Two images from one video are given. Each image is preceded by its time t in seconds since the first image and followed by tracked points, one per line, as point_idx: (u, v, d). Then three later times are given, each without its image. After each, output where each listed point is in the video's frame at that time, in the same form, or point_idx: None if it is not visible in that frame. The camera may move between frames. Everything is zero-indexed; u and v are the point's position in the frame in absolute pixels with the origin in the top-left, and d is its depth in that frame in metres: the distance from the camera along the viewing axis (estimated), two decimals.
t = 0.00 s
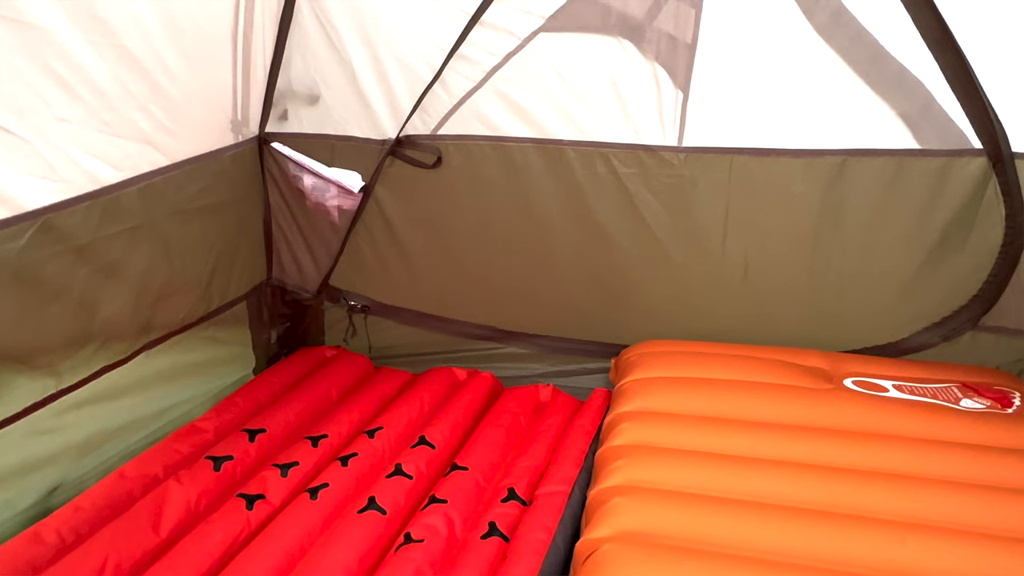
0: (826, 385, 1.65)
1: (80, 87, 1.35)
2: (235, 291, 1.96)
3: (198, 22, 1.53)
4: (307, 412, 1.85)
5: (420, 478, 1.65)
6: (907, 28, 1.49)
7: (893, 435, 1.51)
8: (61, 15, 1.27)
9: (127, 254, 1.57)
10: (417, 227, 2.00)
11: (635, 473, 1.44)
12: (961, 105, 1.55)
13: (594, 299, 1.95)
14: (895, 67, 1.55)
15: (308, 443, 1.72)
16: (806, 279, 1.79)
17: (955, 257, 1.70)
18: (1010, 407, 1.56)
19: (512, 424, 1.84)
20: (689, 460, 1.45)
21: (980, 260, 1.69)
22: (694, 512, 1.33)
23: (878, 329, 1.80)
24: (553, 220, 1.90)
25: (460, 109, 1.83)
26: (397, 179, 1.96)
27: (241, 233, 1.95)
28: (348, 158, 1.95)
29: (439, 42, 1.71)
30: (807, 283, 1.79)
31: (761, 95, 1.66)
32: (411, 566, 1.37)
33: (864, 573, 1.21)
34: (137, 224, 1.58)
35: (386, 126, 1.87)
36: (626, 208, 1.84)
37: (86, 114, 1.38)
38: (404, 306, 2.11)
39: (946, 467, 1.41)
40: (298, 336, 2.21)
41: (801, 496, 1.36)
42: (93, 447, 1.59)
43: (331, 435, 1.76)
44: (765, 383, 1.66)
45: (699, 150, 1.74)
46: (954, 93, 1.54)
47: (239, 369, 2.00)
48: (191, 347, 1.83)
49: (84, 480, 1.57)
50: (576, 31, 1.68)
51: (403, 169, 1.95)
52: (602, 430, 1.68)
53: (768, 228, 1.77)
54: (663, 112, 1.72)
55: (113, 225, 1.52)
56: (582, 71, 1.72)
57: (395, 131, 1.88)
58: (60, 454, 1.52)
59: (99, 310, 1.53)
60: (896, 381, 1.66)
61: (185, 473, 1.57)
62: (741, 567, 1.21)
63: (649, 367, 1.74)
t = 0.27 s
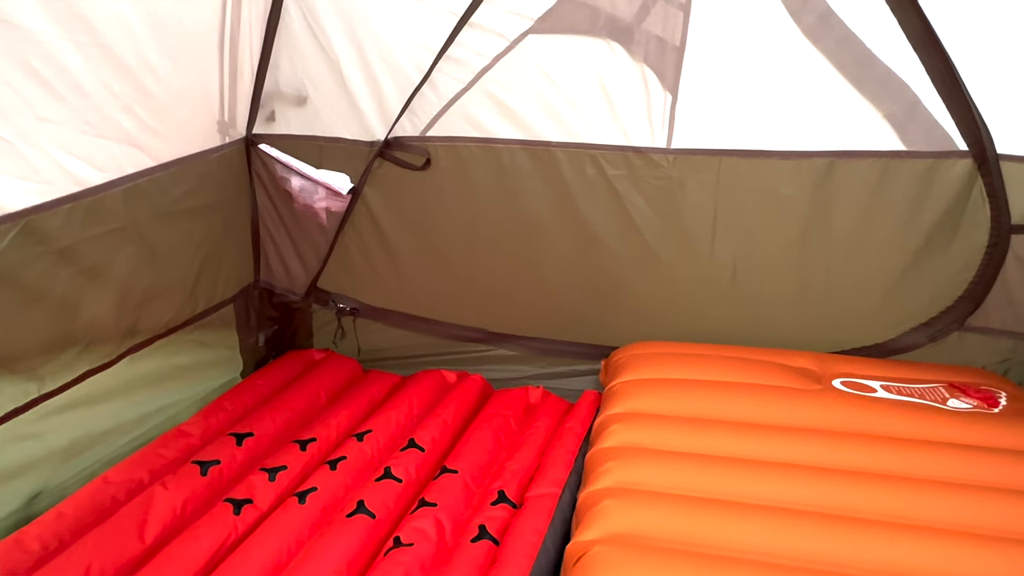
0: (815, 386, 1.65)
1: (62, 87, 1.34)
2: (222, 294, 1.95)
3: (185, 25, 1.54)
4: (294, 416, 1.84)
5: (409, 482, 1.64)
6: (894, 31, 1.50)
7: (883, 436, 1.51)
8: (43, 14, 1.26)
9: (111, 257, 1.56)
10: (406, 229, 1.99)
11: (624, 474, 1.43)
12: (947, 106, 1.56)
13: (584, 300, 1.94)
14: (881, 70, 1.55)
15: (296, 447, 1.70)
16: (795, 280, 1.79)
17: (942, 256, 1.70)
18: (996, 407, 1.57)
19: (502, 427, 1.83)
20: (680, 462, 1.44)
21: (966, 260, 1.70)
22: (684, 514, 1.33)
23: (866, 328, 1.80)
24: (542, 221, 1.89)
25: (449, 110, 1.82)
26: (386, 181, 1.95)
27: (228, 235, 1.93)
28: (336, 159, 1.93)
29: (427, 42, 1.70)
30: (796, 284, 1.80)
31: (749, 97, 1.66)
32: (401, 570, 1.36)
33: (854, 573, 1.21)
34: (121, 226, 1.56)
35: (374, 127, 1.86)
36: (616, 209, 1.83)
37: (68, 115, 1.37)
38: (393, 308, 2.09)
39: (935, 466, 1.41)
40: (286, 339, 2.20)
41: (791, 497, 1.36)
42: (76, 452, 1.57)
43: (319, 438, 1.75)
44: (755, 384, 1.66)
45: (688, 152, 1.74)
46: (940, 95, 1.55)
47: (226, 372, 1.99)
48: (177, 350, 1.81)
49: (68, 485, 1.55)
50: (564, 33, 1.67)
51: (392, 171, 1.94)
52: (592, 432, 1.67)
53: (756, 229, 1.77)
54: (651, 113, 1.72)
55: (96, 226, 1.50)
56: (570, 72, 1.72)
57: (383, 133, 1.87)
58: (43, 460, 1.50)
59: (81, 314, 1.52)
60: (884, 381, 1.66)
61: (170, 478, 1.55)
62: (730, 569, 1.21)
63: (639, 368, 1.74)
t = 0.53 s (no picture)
0: (804, 388, 1.66)
1: (48, 91, 1.33)
2: (210, 298, 1.93)
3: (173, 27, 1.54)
4: (284, 421, 1.83)
5: (400, 486, 1.63)
6: (880, 35, 1.51)
7: (873, 437, 1.51)
8: (29, 17, 1.25)
9: (99, 261, 1.54)
10: (396, 233, 1.98)
11: (616, 477, 1.43)
12: (933, 110, 1.57)
13: (574, 303, 1.94)
14: (868, 73, 1.56)
15: (286, 452, 1.69)
16: (784, 282, 1.80)
17: (929, 258, 1.71)
18: (983, 408, 1.58)
19: (493, 430, 1.82)
20: (671, 464, 1.44)
21: (952, 262, 1.71)
22: (676, 517, 1.32)
23: (855, 330, 1.81)
24: (532, 224, 1.89)
25: (438, 113, 1.82)
26: (376, 184, 1.94)
27: (216, 238, 1.92)
28: (325, 162, 1.92)
29: (416, 45, 1.70)
30: (785, 286, 1.80)
31: (738, 101, 1.66)
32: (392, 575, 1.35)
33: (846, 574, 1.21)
34: (109, 229, 1.55)
35: (363, 131, 1.86)
36: (606, 212, 1.83)
37: (55, 119, 1.36)
38: (383, 312, 2.08)
39: (925, 467, 1.42)
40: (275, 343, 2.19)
41: (782, 499, 1.36)
42: (63, 458, 1.55)
43: (309, 443, 1.74)
44: (746, 387, 1.66)
45: (678, 155, 1.74)
46: (925, 98, 1.56)
47: (215, 377, 1.97)
48: (165, 355, 1.79)
49: (55, 492, 1.53)
50: (554, 37, 1.68)
51: (382, 174, 1.93)
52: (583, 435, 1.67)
53: (746, 232, 1.77)
54: (641, 116, 1.72)
55: (83, 230, 1.49)
56: (560, 75, 1.72)
57: (373, 136, 1.86)
58: (29, 467, 1.48)
59: (68, 319, 1.50)
60: (873, 383, 1.67)
61: (159, 484, 1.54)
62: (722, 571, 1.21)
63: (630, 371, 1.74)
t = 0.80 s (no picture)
0: (793, 390, 1.66)
1: (32, 94, 1.32)
2: (197, 303, 1.92)
3: (159, 29, 1.53)
4: (273, 426, 1.81)
5: (390, 491, 1.62)
6: (866, 40, 1.51)
7: (862, 439, 1.52)
8: (12, 20, 1.24)
9: (83, 265, 1.53)
10: (385, 236, 1.97)
11: (606, 481, 1.43)
12: (919, 114, 1.58)
13: (563, 307, 1.94)
14: (855, 78, 1.57)
15: (274, 457, 1.68)
16: (773, 285, 1.80)
17: (915, 261, 1.72)
18: (969, 409, 1.58)
19: (483, 434, 1.82)
20: (662, 468, 1.44)
21: (938, 265, 1.72)
22: (666, 520, 1.32)
23: (843, 332, 1.81)
24: (522, 227, 1.88)
25: (427, 117, 1.81)
26: (365, 188, 1.93)
27: (204, 242, 1.90)
28: (314, 166, 1.91)
29: (405, 49, 1.69)
30: (774, 289, 1.80)
31: (726, 104, 1.66)
32: None
33: None
34: (93, 234, 1.54)
35: (352, 134, 1.85)
36: (596, 216, 1.83)
37: (39, 123, 1.35)
38: (372, 316, 2.07)
39: (914, 469, 1.42)
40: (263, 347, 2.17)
41: (773, 501, 1.36)
42: (48, 466, 1.53)
43: (298, 448, 1.72)
44: (736, 390, 1.66)
45: (666, 158, 1.75)
46: (911, 103, 1.57)
47: (203, 382, 1.95)
48: (151, 360, 1.78)
49: (39, 500, 1.51)
50: (543, 40, 1.68)
51: (371, 178, 1.92)
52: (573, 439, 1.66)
53: (734, 235, 1.78)
54: (630, 120, 1.72)
55: (67, 235, 1.47)
56: (549, 78, 1.72)
57: (362, 140, 1.86)
58: (12, 475, 1.46)
59: (52, 324, 1.48)
60: (862, 385, 1.67)
61: (145, 491, 1.52)
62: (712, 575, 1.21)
63: (620, 374, 1.73)
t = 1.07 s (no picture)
0: (782, 393, 1.66)
1: (15, 99, 1.31)
2: (184, 308, 1.90)
3: (144, 32, 1.52)
4: (261, 431, 1.80)
5: (379, 497, 1.61)
6: (851, 44, 1.52)
7: (850, 441, 1.52)
8: None
9: (68, 271, 1.51)
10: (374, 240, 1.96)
11: (596, 485, 1.42)
12: (904, 119, 1.59)
13: (552, 310, 1.94)
14: (841, 82, 1.58)
15: (262, 463, 1.67)
16: (761, 288, 1.81)
17: (900, 265, 1.73)
18: (954, 410, 1.59)
19: (472, 438, 1.81)
20: (652, 471, 1.44)
21: (924, 268, 1.73)
22: (656, 524, 1.32)
23: (830, 335, 1.82)
24: (511, 231, 1.88)
25: (416, 120, 1.81)
26: (353, 191, 1.92)
27: (190, 247, 1.89)
28: (301, 170, 1.90)
29: (393, 52, 1.69)
30: (762, 292, 1.81)
31: (713, 108, 1.67)
32: None
33: None
34: (78, 239, 1.52)
35: (340, 138, 1.84)
36: (584, 219, 1.83)
37: (22, 128, 1.34)
38: (361, 320, 2.06)
39: (902, 470, 1.43)
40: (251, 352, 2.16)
41: (762, 504, 1.36)
42: (31, 473, 1.51)
43: (286, 454, 1.71)
44: (725, 392, 1.66)
45: (654, 162, 1.75)
46: (897, 107, 1.57)
47: (190, 387, 1.94)
48: (137, 366, 1.76)
49: (23, 508, 1.49)
50: (532, 44, 1.68)
51: (359, 181, 1.91)
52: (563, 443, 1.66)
53: (722, 238, 1.78)
54: (618, 123, 1.73)
55: (50, 240, 1.46)
56: (537, 81, 1.72)
57: (350, 144, 1.85)
58: None
59: (36, 330, 1.47)
60: (850, 387, 1.68)
61: (131, 498, 1.50)
62: None
63: (609, 378, 1.73)
